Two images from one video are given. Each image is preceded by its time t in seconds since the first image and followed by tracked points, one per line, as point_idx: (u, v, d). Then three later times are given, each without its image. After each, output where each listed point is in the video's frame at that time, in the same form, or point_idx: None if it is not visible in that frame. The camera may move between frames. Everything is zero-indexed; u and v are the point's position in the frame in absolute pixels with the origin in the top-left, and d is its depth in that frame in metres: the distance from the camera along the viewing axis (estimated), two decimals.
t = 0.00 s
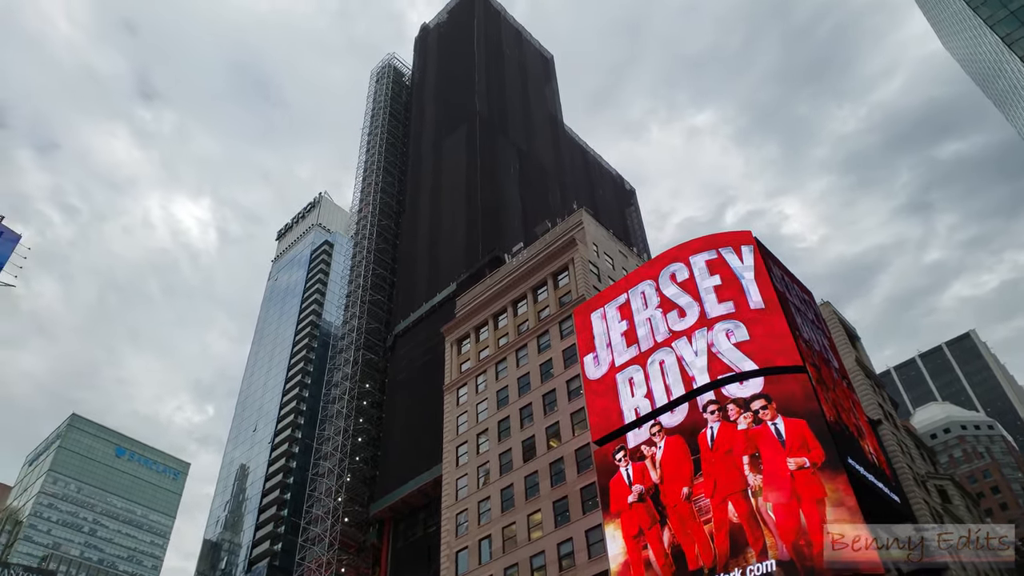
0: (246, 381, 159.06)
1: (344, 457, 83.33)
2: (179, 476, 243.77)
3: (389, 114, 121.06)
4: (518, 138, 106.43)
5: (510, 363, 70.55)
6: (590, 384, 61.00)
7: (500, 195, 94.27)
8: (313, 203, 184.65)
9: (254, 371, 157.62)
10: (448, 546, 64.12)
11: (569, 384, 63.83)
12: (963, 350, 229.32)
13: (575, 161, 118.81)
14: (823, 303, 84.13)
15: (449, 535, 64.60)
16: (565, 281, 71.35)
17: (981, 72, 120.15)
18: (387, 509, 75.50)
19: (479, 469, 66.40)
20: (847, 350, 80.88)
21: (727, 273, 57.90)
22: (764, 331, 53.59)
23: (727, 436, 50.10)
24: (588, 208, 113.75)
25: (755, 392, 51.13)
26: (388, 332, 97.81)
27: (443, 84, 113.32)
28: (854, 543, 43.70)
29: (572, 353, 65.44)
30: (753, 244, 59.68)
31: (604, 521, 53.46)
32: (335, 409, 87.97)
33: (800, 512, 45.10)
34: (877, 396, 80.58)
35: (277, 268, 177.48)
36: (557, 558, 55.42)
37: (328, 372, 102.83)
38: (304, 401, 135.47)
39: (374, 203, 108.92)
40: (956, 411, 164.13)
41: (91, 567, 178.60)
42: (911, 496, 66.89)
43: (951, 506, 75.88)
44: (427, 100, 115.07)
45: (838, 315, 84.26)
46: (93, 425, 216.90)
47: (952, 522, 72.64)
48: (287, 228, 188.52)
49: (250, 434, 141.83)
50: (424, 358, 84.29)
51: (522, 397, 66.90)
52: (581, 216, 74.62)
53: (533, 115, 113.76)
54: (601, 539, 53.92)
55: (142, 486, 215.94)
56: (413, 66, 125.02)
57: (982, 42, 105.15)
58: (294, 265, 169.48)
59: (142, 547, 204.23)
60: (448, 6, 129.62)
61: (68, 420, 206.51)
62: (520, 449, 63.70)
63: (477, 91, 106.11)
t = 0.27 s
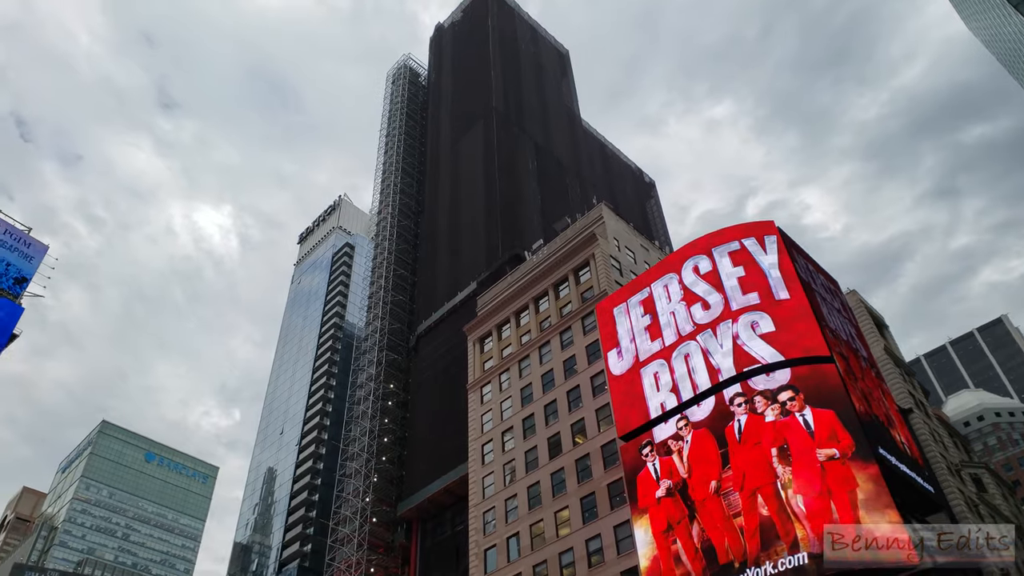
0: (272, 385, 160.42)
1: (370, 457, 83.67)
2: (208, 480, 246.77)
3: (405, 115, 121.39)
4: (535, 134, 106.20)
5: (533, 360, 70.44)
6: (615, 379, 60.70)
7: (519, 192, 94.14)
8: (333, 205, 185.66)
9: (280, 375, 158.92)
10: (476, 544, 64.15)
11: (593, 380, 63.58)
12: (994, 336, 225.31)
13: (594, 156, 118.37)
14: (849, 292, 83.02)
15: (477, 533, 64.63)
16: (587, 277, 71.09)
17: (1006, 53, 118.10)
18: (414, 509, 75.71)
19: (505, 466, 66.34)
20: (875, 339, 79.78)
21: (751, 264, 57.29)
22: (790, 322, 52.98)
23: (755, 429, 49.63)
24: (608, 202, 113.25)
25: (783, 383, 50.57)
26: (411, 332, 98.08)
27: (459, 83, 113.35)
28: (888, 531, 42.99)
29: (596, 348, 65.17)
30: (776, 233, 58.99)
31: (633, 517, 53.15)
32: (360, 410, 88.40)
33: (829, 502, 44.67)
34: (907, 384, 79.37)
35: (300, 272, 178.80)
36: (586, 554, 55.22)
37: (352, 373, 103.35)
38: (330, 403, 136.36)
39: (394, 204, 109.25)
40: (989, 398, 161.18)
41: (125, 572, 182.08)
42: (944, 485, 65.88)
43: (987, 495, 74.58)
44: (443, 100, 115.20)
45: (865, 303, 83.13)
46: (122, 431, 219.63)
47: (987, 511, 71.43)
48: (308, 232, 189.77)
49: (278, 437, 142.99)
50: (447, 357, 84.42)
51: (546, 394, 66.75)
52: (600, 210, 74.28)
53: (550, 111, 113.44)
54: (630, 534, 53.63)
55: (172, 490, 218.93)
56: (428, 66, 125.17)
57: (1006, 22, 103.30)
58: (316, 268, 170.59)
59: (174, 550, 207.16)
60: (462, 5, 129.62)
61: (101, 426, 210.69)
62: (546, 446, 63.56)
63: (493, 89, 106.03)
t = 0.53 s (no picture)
0: (298, 387, 161.53)
1: (397, 456, 83.98)
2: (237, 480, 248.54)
3: (423, 115, 121.68)
4: (553, 129, 105.97)
5: (557, 356, 70.22)
6: (640, 373, 60.31)
7: (538, 187, 93.99)
8: (353, 207, 186.58)
9: (305, 376, 159.99)
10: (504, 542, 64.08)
11: (618, 375, 63.23)
12: None
13: (613, 150, 117.78)
14: (877, 279, 81.81)
15: (505, 530, 64.54)
16: (609, 271, 70.74)
17: None
18: (441, 507, 75.83)
19: (531, 463, 66.18)
20: (904, 326, 78.58)
21: (776, 253, 56.63)
22: (816, 310, 52.33)
23: (783, 420, 49.08)
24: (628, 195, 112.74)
25: (811, 373, 49.95)
26: (434, 331, 98.30)
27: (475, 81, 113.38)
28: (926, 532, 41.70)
29: (620, 343, 64.79)
30: (800, 222, 58.26)
31: (661, 511, 52.77)
32: (385, 410, 88.79)
33: (864, 495, 43.89)
34: (939, 372, 77.99)
35: (322, 274, 179.91)
36: (616, 550, 54.89)
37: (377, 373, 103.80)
38: (356, 404, 137.10)
39: (414, 204, 109.53)
40: None
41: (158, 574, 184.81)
42: (980, 474, 64.65)
43: None
44: (460, 98, 115.31)
45: (893, 290, 81.88)
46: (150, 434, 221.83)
47: None
48: (330, 234, 190.89)
49: (305, 439, 144.02)
50: (470, 355, 84.47)
51: (571, 391, 66.52)
52: (621, 204, 73.88)
53: (568, 105, 113.12)
54: (659, 529, 53.24)
55: (202, 491, 221.07)
56: (445, 64, 125.29)
57: None
58: (338, 270, 171.53)
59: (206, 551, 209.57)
60: (477, 3, 129.64)
61: (129, 430, 213.71)
62: (572, 443, 63.32)
63: (510, 85, 105.87)
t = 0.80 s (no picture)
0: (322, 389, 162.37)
1: (422, 455, 84.09)
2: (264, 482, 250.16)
3: (439, 114, 121.71)
4: (570, 124, 105.59)
5: (580, 352, 69.91)
6: (664, 368, 59.83)
7: (557, 183, 93.74)
8: (372, 207, 187.04)
9: (329, 378, 160.81)
10: (532, 539, 63.89)
11: (642, 370, 62.75)
12: None
13: (631, 143, 117.16)
14: (903, 266, 80.60)
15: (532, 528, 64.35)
16: (630, 265, 70.29)
17: None
18: (467, 506, 75.81)
19: (557, 461, 65.89)
20: (933, 313, 77.36)
21: (799, 243, 55.93)
22: (842, 299, 51.54)
23: (811, 411, 48.42)
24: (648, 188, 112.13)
25: (838, 363, 49.20)
26: (456, 330, 98.31)
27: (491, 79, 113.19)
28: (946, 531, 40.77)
29: (643, 338, 64.33)
30: (824, 211, 57.49)
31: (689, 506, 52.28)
32: (409, 410, 88.94)
33: (887, 489, 43.32)
34: (970, 359, 76.64)
35: (343, 275, 180.59)
36: (644, 546, 54.49)
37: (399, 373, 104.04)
38: (380, 403, 137.57)
39: (432, 203, 109.59)
40: None
41: None
42: (1014, 463, 63.43)
43: None
44: (476, 96, 115.17)
45: (920, 277, 80.62)
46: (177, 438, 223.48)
47: None
48: (349, 235, 191.57)
49: (330, 439, 144.74)
50: (493, 352, 84.36)
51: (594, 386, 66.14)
52: (641, 197, 73.35)
53: (585, 100, 112.65)
54: (688, 524, 52.79)
55: (230, 493, 222.99)
56: (460, 62, 125.16)
57: None
58: (359, 271, 172.09)
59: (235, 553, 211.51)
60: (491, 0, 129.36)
61: (157, 435, 215.42)
62: (597, 439, 62.97)
63: (526, 81, 105.61)
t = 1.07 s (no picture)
0: (346, 391, 163.21)
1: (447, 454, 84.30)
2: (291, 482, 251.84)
3: (456, 113, 121.88)
4: (588, 118, 105.25)
5: (603, 348, 69.66)
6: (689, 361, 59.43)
7: (576, 178, 93.44)
8: (392, 209, 187.76)
9: (353, 380, 161.61)
10: (559, 536, 63.75)
11: (667, 364, 62.39)
12: None
13: (649, 137, 116.56)
14: (931, 254, 79.48)
15: (559, 524, 64.20)
16: (652, 259, 69.96)
17: None
18: (494, 503, 75.82)
19: (582, 457, 65.66)
20: (962, 301, 76.23)
21: (822, 232, 55.29)
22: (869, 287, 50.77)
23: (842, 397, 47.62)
24: (668, 181, 111.50)
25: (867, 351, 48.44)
26: (478, 328, 98.42)
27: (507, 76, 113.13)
28: (946, 531, 40.12)
29: (667, 331, 63.98)
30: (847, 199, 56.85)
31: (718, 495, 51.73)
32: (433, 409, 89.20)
33: (903, 484, 42.47)
34: (1002, 346, 75.39)
35: (365, 277, 181.45)
36: (672, 540, 54.13)
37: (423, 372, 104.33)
38: (404, 403, 138.01)
39: (451, 202, 109.71)
40: None
41: None
42: None
43: None
44: (492, 94, 115.19)
45: (948, 265, 79.47)
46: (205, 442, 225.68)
47: None
48: (370, 237, 192.43)
49: (356, 441, 145.51)
50: (515, 350, 84.32)
51: (619, 381, 65.83)
52: (661, 190, 72.93)
53: (603, 94, 112.26)
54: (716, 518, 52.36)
55: (258, 496, 224.92)
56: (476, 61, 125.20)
57: None
58: (380, 272, 172.63)
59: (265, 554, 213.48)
60: None
61: (185, 439, 217.69)
62: (622, 434, 62.68)
63: (543, 77, 105.45)
